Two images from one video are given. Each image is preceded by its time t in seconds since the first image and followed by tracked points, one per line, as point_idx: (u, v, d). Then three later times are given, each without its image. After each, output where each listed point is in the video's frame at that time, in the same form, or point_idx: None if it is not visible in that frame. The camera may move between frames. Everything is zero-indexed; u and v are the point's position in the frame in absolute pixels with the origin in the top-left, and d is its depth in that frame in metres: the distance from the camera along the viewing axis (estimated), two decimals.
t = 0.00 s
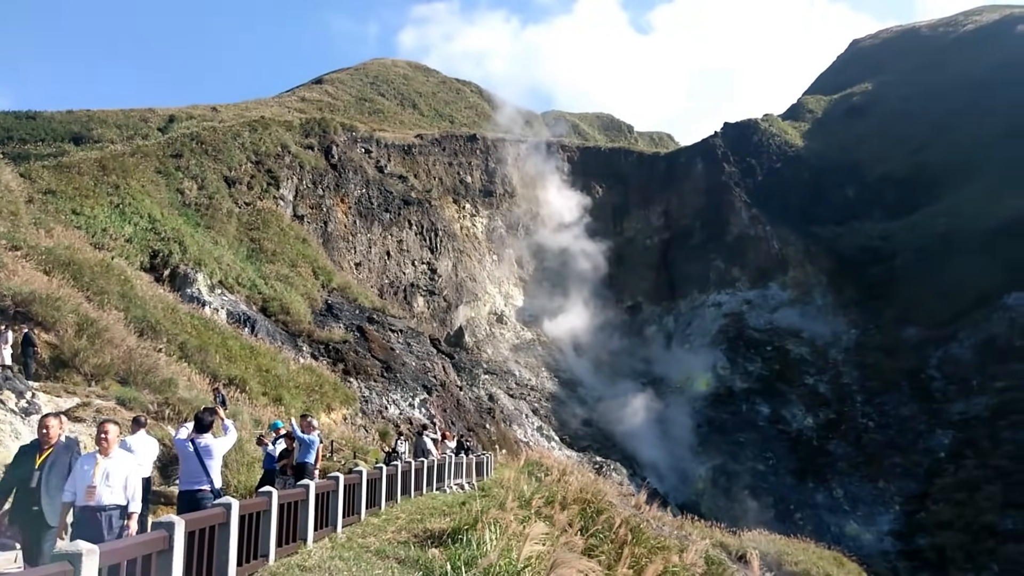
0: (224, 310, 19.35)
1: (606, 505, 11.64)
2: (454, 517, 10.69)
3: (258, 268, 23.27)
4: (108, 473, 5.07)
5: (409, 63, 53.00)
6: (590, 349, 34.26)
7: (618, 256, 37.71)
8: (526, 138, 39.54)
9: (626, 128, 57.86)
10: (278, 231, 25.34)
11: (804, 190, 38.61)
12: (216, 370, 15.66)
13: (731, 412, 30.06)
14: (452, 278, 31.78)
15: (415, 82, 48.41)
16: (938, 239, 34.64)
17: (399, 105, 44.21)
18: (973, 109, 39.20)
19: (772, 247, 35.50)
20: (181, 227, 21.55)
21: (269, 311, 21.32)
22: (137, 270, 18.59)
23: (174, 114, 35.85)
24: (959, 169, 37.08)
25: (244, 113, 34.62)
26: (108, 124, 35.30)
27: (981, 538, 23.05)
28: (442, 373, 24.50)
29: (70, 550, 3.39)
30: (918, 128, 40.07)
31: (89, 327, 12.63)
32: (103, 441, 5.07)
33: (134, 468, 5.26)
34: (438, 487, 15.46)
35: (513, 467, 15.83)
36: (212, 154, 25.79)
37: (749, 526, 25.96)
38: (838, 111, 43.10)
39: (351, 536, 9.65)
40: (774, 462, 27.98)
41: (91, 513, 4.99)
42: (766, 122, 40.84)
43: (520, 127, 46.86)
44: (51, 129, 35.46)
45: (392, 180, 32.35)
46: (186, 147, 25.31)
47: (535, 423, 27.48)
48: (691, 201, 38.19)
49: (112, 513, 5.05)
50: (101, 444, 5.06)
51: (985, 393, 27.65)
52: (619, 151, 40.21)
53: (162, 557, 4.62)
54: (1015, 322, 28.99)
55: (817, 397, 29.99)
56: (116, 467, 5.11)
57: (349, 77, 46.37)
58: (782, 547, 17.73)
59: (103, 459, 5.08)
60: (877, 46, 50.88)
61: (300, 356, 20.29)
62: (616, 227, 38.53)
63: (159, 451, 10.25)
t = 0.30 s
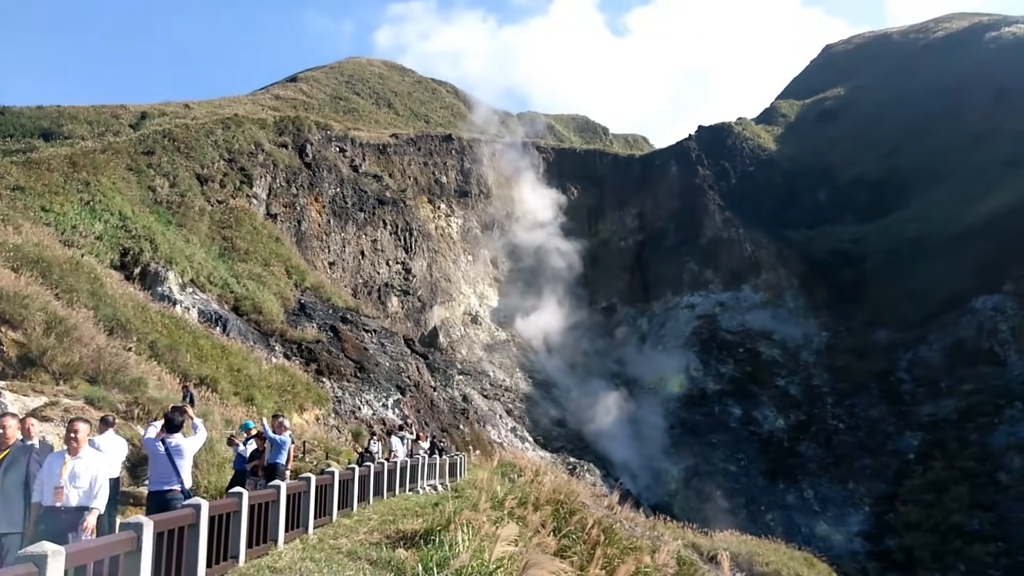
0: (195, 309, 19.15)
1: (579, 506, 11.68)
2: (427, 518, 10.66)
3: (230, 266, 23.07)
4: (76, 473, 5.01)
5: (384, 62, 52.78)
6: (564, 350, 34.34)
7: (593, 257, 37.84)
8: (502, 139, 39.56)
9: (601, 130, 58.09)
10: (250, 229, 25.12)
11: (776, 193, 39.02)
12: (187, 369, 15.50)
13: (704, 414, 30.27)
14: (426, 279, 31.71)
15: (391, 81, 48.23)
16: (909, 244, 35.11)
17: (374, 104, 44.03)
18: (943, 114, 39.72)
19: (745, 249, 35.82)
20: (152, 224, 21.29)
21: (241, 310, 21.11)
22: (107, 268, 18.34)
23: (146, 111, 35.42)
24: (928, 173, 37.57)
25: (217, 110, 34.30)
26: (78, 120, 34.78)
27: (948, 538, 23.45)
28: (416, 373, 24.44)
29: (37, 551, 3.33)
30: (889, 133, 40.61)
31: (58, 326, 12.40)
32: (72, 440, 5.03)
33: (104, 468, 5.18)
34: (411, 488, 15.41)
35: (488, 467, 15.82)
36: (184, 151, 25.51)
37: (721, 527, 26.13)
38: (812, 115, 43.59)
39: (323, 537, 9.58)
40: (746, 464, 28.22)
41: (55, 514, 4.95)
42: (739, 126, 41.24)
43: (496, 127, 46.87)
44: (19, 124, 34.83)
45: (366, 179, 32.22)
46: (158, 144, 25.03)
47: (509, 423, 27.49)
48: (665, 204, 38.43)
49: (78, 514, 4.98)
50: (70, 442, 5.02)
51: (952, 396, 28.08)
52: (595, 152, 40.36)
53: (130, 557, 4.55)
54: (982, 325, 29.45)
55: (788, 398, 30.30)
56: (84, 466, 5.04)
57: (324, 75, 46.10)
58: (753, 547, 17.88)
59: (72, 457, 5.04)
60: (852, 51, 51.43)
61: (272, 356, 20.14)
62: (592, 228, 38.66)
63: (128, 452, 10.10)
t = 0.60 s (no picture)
0: (171, 309, 18.99)
1: (557, 506, 11.70)
2: (404, 519, 10.64)
3: (206, 265, 22.90)
4: (41, 478, 4.95)
5: (363, 61, 52.59)
6: (543, 351, 34.39)
7: (572, 258, 37.93)
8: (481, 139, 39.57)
9: (581, 131, 58.22)
10: (227, 229, 24.93)
11: (754, 195, 39.34)
12: (162, 370, 15.37)
13: (681, 415, 30.42)
14: (405, 279, 31.64)
15: (370, 81, 48.06)
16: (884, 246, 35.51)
17: (353, 104, 43.86)
18: (917, 118, 40.17)
19: (723, 251, 36.06)
20: (128, 223, 21.08)
21: (218, 310, 20.94)
22: (81, 267, 18.13)
23: (122, 109, 35.05)
24: (903, 177, 37.98)
25: (194, 108, 34.01)
26: (53, 117, 34.34)
27: (922, 538, 23.74)
28: (394, 373, 24.39)
29: (8, 551, 3.29)
30: (865, 136, 41.03)
31: (31, 325, 12.23)
32: (35, 443, 4.94)
33: (70, 471, 5.11)
34: (388, 489, 15.37)
35: (466, 468, 15.82)
36: (160, 149, 25.28)
37: (698, 527, 26.27)
38: (789, 118, 43.97)
39: (299, 538, 9.53)
40: (723, 464, 28.40)
41: (23, 521, 4.90)
42: (717, 128, 41.53)
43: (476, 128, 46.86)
44: None
45: (345, 179, 32.09)
46: (134, 142, 24.80)
47: (488, 424, 27.50)
48: (644, 205, 38.61)
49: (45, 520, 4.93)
50: (33, 446, 4.94)
51: (927, 397, 28.39)
52: (574, 154, 40.47)
53: (103, 559, 4.50)
54: (957, 327, 29.80)
55: (765, 399, 30.52)
56: (48, 471, 4.98)
57: (303, 74, 45.87)
58: (729, 547, 18.00)
59: (36, 461, 4.97)
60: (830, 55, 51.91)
61: (249, 356, 20.01)
62: (571, 229, 38.75)
63: (102, 452, 10.00)
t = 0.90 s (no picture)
0: (149, 308, 18.82)
1: (537, 506, 11.71)
2: (384, 520, 10.63)
3: (185, 264, 22.70)
4: None
5: (345, 59, 52.36)
6: (525, 351, 34.41)
7: (553, 259, 38.00)
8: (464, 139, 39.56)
9: (563, 131, 58.33)
10: (207, 227, 24.74)
11: (734, 197, 39.57)
12: (140, 369, 15.23)
13: (661, 414, 30.54)
14: (386, 278, 31.53)
15: (351, 79, 47.86)
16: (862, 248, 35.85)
17: (334, 102, 43.65)
18: (897, 122, 40.51)
19: (703, 252, 36.26)
20: (105, 221, 20.84)
21: (197, 309, 20.78)
22: (58, 265, 17.89)
23: (100, 105, 34.66)
24: (882, 179, 38.26)
25: (174, 105, 33.72)
26: (29, 113, 33.89)
27: (899, 536, 23.98)
28: (375, 373, 24.32)
29: None
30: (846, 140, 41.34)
31: (7, 324, 12.08)
32: None
33: (27, 470, 5.10)
34: (368, 489, 15.32)
35: (446, 468, 15.78)
36: (139, 147, 25.04)
37: (678, 526, 26.39)
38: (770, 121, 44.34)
39: (278, 539, 9.49)
40: (703, 463, 28.55)
41: None
42: (698, 130, 41.79)
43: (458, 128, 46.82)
44: None
45: (326, 177, 31.94)
46: (112, 139, 24.54)
47: (469, 424, 27.49)
48: (625, 206, 38.75)
49: (7, 522, 4.94)
50: None
51: (904, 397, 28.66)
52: (556, 154, 40.54)
53: (79, 561, 4.45)
54: (933, 327, 30.11)
55: (744, 399, 30.70)
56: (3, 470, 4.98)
57: (283, 71, 45.62)
58: (709, 546, 18.08)
59: None
60: (812, 58, 52.31)
61: (228, 355, 19.88)
62: (553, 229, 38.81)
63: (78, 452, 9.91)
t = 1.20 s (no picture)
0: (127, 306, 18.63)
1: (518, 505, 11.72)
2: (364, 519, 10.60)
3: (164, 262, 22.51)
4: None
5: (325, 56, 52.09)
6: (506, 349, 34.42)
7: (535, 258, 38.05)
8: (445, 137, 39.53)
9: (545, 131, 58.41)
10: (185, 225, 24.53)
11: (714, 196, 39.82)
12: (118, 369, 15.08)
13: (642, 413, 30.67)
14: (367, 277, 31.41)
15: (332, 77, 47.62)
16: (840, 248, 36.16)
17: (314, 100, 43.42)
18: (875, 123, 40.81)
19: (684, 251, 36.45)
20: (82, 218, 20.59)
21: (175, 308, 20.59)
22: (34, 264, 17.64)
23: (76, 102, 34.25)
24: (860, 181, 38.57)
25: (151, 102, 33.40)
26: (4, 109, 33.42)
27: (876, 533, 24.23)
28: (356, 373, 24.25)
29: None
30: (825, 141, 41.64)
31: None
32: None
33: None
34: (349, 488, 15.27)
35: (427, 467, 15.74)
36: (117, 143, 24.79)
37: (658, 524, 26.51)
38: (750, 121, 44.61)
39: (257, 539, 9.44)
40: (683, 461, 28.69)
41: None
42: (679, 130, 42.06)
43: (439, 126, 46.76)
44: None
45: (306, 175, 31.80)
46: (89, 135, 24.30)
47: (451, 423, 27.47)
48: (606, 206, 38.89)
49: None
50: None
51: (882, 395, 28.92)
52: (538, 153, 40.60)
53: (53, 562, 4.40)
54: (911, 326, 30.36)
55: (724, 397, 30.86)
56: None
57: (263, 68, 45.31)
58: (689, 543, 18.18)
59: None
60: (793, 59, 52.66)
61: (207, 354, 19.73)
62: (535, 228, 38.86)
63: (54, 453, 9.80)
